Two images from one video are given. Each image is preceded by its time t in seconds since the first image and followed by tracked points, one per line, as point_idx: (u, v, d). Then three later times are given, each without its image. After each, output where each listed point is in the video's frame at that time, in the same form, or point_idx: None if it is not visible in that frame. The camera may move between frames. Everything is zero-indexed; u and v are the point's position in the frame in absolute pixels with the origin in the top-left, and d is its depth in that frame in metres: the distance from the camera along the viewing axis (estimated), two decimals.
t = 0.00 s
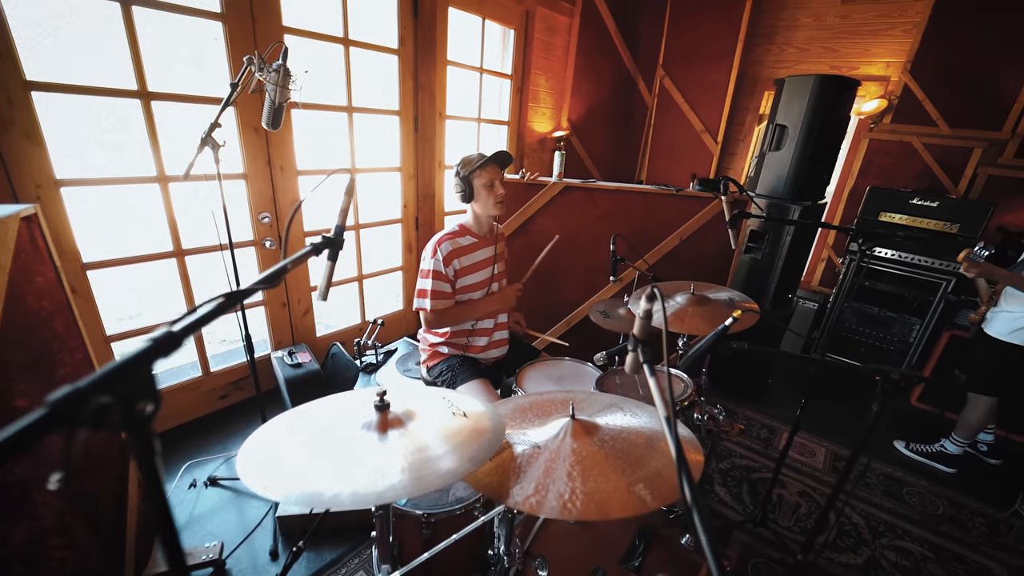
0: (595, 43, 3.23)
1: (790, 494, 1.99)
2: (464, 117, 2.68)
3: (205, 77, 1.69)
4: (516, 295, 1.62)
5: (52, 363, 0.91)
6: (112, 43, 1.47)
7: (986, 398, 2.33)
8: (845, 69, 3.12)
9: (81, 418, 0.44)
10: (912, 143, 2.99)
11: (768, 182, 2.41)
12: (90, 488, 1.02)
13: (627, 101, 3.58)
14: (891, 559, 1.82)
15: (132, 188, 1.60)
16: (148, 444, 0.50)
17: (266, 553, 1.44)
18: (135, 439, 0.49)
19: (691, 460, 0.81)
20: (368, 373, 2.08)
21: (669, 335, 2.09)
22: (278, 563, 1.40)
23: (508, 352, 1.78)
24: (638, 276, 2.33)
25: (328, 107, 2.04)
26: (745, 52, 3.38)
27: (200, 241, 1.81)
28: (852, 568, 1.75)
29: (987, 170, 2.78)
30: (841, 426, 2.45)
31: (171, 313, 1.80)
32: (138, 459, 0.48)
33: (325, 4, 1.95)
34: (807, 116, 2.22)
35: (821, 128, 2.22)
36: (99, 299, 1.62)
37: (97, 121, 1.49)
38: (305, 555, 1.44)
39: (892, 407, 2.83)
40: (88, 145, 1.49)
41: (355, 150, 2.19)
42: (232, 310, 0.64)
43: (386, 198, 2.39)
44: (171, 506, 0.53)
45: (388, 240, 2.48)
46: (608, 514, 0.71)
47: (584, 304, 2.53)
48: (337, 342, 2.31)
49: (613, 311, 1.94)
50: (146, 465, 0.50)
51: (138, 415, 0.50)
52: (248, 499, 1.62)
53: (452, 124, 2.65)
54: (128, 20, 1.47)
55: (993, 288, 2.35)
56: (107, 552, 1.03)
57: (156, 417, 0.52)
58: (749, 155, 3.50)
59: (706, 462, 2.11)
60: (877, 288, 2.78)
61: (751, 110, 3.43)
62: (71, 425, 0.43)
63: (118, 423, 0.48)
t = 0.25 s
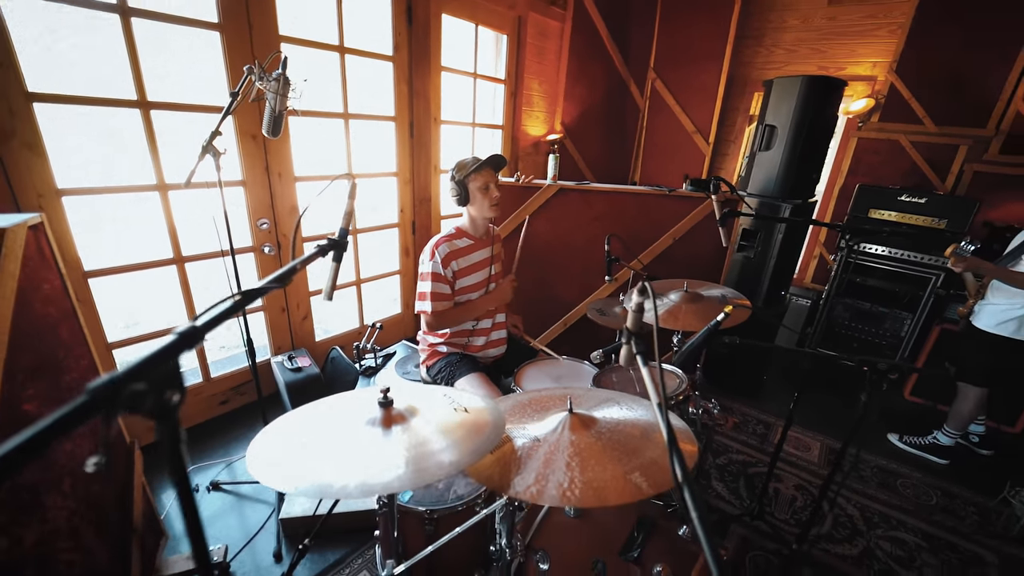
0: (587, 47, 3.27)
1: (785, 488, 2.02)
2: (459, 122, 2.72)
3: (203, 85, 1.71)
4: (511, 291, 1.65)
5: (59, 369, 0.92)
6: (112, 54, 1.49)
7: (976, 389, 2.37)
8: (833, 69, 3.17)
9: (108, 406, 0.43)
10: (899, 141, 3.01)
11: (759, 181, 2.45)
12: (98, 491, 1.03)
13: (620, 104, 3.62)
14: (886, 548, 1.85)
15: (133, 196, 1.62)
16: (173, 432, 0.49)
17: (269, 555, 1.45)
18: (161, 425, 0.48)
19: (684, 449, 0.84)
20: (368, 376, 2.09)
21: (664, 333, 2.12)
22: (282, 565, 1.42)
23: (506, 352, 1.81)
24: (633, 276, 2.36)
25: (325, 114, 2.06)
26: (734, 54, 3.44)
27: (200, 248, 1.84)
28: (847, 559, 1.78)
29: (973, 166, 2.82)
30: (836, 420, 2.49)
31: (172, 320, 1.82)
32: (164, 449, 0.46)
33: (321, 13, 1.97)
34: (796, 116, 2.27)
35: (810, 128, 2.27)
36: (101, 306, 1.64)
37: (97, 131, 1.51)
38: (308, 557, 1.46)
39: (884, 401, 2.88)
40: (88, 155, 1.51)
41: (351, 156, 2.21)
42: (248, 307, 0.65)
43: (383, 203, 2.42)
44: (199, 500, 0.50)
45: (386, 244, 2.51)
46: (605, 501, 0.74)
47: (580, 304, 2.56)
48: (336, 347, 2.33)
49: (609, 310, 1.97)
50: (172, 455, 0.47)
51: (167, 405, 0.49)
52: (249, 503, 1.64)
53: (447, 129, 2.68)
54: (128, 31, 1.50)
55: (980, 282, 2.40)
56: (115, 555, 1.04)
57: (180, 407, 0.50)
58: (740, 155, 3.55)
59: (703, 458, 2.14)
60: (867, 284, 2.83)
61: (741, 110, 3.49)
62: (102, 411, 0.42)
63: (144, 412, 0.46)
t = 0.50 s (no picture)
0: (577, 50, 3.32)
1: (779, 482, 2.06)
2: (452, 126, 2.74)
3: (198, 93, 1.73)
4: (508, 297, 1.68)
5: (61, 376, 0.93)
6: (107, 64, 1.51)
7: (963, 381, 2.39)
8: (819, 70, 3.23)
9: (134, 399, 0.47)
10: (886, 139, 3.05)
11: (748, 181, 2.49)
12: (100, 497, 1.04)
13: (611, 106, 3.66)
14: (878, 539, 1.88)
15: (129, 204, 1.63)
16: (188, 425, 0.52)
17: (270, 558, 1.46)
18: (179, 421, 0.51)
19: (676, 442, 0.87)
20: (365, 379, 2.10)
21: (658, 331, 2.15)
22: (282, 568, 1.43)
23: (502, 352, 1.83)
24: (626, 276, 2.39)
25: (319, 120, 2.08)
26: (722, 55, 3.49)
27: (197, 254, 1.85)
28: (841, 550, 1.81)
29: (958, 162, 2.88)
30: (828, 414, 2.52)
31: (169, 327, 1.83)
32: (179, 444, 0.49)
33: (313, 20, 2.00)
34: (782, 116, 2.31)
35: (796, 127, 2.31)
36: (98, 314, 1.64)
37: (93, 140, 1.52)
38: (308, 559, 1.47)
39: (876, 395, 2.92)
40: (84, 164, 1.52)
41: (346, 161, 2.23)
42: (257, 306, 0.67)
43: (377, 207, 2.43)
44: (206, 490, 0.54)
45: (381, 248, 2.52)
46: (601, 491, 0.77)
47: (575, 304, 2.59)
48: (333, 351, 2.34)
49: (603, 309, 2.00)
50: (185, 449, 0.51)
51: (183, 399, 0.52)
52: (248, 508, 1.64)
53: (440, 133, 2.70)
54: (123, 41, 1.51)
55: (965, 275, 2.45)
56: (117, 560, 1.05)
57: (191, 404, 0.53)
58: (730, 154, 3.60)
59: (699, 454, 2.17)
60: (857, 280, 2.87)
61: (730, 111, 3.54)
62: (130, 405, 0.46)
63: (163, 407, 0.50)
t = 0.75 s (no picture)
0: (564, 53, 3.36)
1: (770, 473, 2.10)
2: (442, 129, 2.77)
3: (188, 101, 1.73)
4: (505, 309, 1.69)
5: (59, 383, 0.95)
6: (97, 73, 1.51)
7: (947, 370, 2.43)
8: (801, 69, 3.29)
9: (151, 391, 0.49)
10: (867, 136, 3.12)
11: (734, 179, 2.54)
12: (99, 502, 1.05)
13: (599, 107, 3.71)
14: (867, 526, 1.93)
15: (121, 212, 1.63)
16: (200, 418, 0.54)
17: (269, 561, 1.47)
18: (190, 415, 0.52)
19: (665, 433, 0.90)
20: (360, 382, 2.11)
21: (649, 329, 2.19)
22: (282, 570, 1.44)
23: (496, 351, 1.86)
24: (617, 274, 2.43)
25: (310, 126, 2.10)
26: (707, 56, 3.55)
27: (191, 261, 1.86)
28: (831, 538, 1.86)
29: (937, 158, 2.95)
30: (817, 406, 2.57)
31: (163, 334, 1.83)
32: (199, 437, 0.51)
33: (303, 27, 2.01)
34: (766, 116, 2.36)
35: (780, 126, 2.36)
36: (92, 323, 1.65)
37: (84, 149, 1.53)
38: (307, 561, 1.48)
39: (863, 386, 2.98)
40: (75, 173, 1.52)
41: (337, 167, 2.25)
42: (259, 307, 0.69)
43: (369, 211, 2.45)
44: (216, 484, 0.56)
45: (373, 252, 2.53)
46: (593, 481, 0.79)
47: (567, 304, 2.62)
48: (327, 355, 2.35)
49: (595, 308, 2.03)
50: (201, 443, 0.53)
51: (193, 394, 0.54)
52: (246, 513, 1.65)
53: (430, 136, 2.73)
54: (112, 51, 1.52)
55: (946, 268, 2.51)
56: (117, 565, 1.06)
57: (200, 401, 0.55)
58: (717, 154, 3.66)
59: (691, 448, 2.21)
60: (842, 274, 2.94)
61: (716, 111, 3.60)
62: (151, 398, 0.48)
63: (178, 400, 0.51)
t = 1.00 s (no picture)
0: (553, 56, 3.39)
1: (762, 467, 2.14)
2: (433, 133, 2.79)
3: (180, 108, 1.74)
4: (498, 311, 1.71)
5: (55, 390, 0.95)
6: (89, 82, 1.52)
7: (932, 362, 2.50)
8: (786, 70, 3.35)
9: (162, 387, 0.51)
10: (851, 134, 3.19)
11: (722, 178, 2.59)
12: (98, 508, 1.06)
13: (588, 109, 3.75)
14: (857, 516, 1.97)
15: (114, 220, 1.64)
16: (208, 415, 0.56)
17: (268, 564, 1.48)
18: (200, 410, 0.55)
19: (655, 426, 0.93)
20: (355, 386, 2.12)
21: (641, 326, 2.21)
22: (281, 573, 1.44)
23: (490, 351, 1.88)
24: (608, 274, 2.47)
25: (302, 131, 2.11)
26: (693, 58, 3.60)
27: (186, 267, 1.87)
28: (822, 528, 1.90)
29: (919, 155, 3.02)
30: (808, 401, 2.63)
31: (155, 342, 1.83)
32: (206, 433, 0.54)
33: (293, 34, 2.03)
34: (751, 115, 2.41)
35: (765, 125, 2.41)
36: (86, 331, 1.65)
37: (77, 158, 1.53)
38: (305, 564, 1.49)
39: (852, 380, 3.03)
40: (67, 181, 1.52)
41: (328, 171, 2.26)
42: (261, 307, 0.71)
43: (362, 215, 2.46)
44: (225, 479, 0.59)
45: (366, 255, 2.54)
46: (585, 472, 0.82)
47: (560, 304, 2.65)
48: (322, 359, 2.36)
49: (587, 307, 2.05)
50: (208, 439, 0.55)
51: (201, 390, 0.56)
52: (243, 519, 1.65)
53: (421, 140, 2.75)
54: (103, 60, 1.53)
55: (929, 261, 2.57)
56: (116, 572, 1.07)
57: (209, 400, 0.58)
58: (705, 153, 3.71)
59: (684, 444, 2.24)
60: (830, 270, 2.99)
61: (703, 111, 3.65)
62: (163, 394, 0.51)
63: (187, 396, 0.54)
